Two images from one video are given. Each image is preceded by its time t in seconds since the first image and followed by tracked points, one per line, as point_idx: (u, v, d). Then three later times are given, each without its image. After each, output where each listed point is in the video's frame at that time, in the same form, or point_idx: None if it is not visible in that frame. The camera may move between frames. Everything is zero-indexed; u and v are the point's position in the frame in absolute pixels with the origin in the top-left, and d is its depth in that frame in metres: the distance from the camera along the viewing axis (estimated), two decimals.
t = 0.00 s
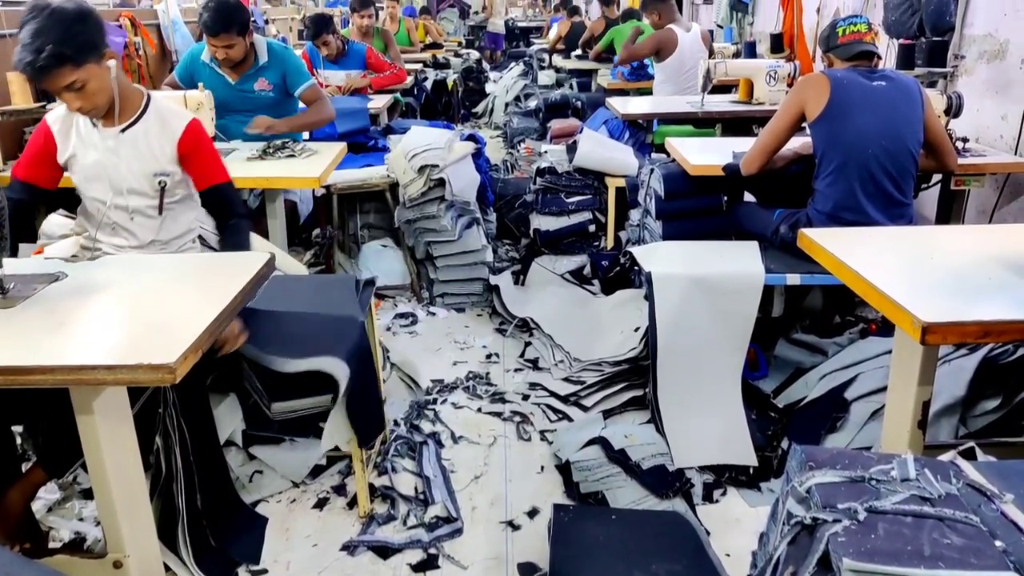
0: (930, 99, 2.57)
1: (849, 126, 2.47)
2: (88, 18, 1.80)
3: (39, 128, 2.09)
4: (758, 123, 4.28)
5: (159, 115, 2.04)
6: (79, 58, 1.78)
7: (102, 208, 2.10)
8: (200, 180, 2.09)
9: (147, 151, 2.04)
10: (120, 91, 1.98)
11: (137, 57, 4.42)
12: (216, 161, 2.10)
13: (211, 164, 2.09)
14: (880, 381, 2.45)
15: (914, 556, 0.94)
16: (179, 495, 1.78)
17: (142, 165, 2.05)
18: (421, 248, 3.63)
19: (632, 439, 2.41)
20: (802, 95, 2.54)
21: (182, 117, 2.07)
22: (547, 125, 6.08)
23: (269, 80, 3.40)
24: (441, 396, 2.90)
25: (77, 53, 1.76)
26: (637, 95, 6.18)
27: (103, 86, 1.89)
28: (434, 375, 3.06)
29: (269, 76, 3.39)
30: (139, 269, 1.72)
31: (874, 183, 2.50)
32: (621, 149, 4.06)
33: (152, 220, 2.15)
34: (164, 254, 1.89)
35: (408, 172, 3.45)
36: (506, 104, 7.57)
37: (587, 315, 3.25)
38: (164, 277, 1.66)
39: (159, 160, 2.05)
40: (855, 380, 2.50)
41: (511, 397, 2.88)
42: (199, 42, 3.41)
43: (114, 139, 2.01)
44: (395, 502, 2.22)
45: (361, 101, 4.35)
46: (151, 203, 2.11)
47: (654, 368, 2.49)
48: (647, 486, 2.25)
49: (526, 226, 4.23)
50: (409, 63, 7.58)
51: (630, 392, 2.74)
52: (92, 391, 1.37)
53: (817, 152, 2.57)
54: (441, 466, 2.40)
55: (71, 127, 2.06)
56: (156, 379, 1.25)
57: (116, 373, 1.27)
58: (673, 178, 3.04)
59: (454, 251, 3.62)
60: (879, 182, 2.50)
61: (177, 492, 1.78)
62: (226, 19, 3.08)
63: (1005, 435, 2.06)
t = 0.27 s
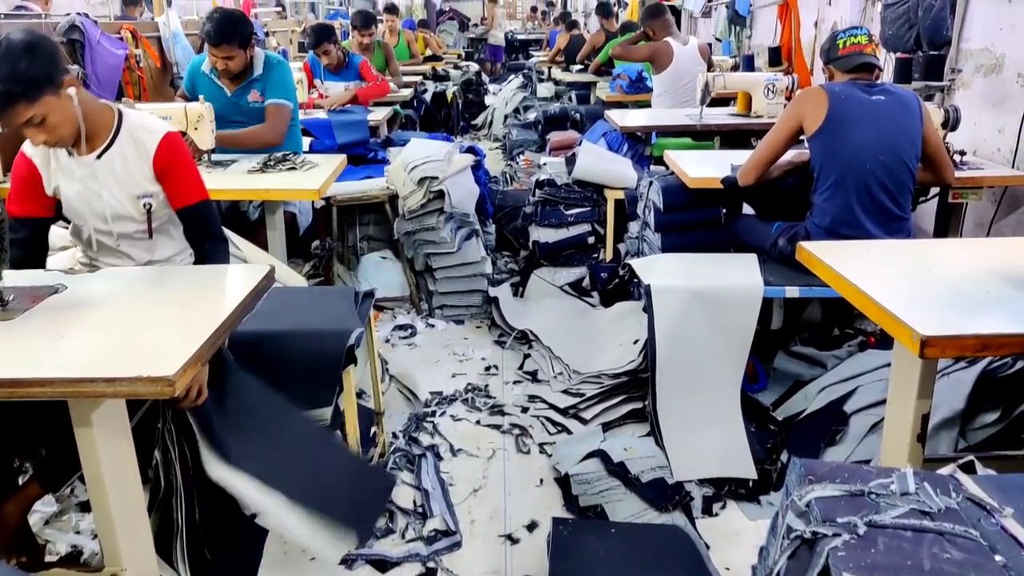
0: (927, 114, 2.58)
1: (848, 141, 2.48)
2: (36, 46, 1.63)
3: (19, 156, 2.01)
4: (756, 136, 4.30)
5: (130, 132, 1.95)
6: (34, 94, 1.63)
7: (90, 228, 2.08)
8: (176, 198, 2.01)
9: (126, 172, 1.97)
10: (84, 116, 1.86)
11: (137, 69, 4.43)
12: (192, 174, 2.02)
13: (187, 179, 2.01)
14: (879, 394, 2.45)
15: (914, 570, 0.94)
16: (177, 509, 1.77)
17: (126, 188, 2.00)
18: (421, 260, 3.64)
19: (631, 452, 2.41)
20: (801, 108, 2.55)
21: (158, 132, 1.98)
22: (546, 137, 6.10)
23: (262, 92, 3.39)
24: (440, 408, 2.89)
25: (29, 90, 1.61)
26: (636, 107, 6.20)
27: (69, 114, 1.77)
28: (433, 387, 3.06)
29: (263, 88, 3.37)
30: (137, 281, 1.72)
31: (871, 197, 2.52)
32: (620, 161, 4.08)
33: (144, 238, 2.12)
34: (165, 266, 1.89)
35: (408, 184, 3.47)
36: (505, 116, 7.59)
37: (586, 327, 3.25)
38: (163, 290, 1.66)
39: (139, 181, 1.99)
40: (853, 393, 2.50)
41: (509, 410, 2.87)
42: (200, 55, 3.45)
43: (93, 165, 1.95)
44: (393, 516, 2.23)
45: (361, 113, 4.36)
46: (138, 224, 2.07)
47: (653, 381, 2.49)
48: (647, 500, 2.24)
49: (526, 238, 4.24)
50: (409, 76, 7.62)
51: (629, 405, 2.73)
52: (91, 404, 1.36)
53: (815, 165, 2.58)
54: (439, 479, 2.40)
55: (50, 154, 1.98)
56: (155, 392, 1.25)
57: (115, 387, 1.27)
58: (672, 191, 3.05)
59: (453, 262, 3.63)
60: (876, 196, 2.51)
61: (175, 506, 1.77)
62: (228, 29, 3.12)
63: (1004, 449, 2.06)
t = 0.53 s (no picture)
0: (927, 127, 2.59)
1: (847, 154, 2.48)
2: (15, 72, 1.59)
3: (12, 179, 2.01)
4: (755, 147, 4.32)
5: (126, 150, 1.93)
6: (22, 121, 1.60)
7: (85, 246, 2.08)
8: (187, 210, 2.03)
9: (123, 190, 1.97)
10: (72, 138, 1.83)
11: (137, 79, 4.45)
12: (198, 184, 2.04)
13: (194, 192, 2.02)
14: (878, 405, 2.44)
15: None
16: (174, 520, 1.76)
17: (121, 206, 1.99)
18: (419, 270, 3.64)
19: (630, 463, 2.40)
20: (800, 121, 2.57)
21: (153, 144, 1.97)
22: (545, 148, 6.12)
23: (256, 101, 3.41)
24: (439, 418, 2.89)
25: (16, 117, 1.57)
26: (634, 118, 6.22)
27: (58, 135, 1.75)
28: (431, 397, 3.05)
29: (258, 99, 3.40)
30: (136, 291, 1.72)
31: (870, 209, 2.52)
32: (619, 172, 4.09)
33: (142, 254, 2.15)
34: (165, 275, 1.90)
35: (407, 195, 3.47)
36: (504, 126, 7.62)
37: (585, 338, 3.25)
38: (163, 300, 1.66)
39: (139, 199, 1.99)
40: (853, 404, 2.50)
41: (508, 420, 2.87)
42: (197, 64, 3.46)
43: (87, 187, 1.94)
44: (392, 526, 2.22)
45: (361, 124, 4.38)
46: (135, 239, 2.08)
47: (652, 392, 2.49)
48: (646, 511, 2.23)
49: (524, 248, 4.24)
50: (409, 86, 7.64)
51: (628, 415, 2.73)
52: (89, 415, 1.36)
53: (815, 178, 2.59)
54: (438, 490, 2.39)
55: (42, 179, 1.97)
56: (154, 403, 1.25)
57: (114, 397, 1.26)
58: (671, 202, 3.06)
59: (452, 272, 3.63)
60: (874, 209, 2.52)
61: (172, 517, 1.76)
62: (226, 38, 3.12)
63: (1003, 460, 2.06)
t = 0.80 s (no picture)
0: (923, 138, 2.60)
1: (844, 165, 2.50)
2: (33, 79, 1.59)
3: (12, 180, 2.01)
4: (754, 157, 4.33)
5: (130, 160, 1.94)
6: (39, 128, 1.62)
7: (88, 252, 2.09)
8: (182, 223, 2.02)
9: (125, 201, 1.98)
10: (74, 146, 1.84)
11: (138, 89, 4.46)
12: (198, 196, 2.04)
13: (192, 206, 2.02)
14: (879, 414, 2.44)
15: None
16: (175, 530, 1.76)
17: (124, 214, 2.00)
18: (419, 279, 3.64)
19: (631, 473, 2.40)
20: (796, 131, 2.59)
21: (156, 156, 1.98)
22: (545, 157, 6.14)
23: (263, 111, 3.43)
24: (439, 428, 2.88)
25: (33, 124, 1.59)
26: (634, 128, 6.24)
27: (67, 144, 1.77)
28: (431, 407, 3.05)
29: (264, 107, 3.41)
30: (136, 301, 1.72)
31: (869, 220, 2.53)
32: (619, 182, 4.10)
33: (142, 263, 2.15)
34: (166, 286, 1.90)
35: (407, 205, 3.48)
36: (504, 136, 7.64)
37: (585, 348, 3.25)
38: (163, 310, 1.66)
39: (140, 208, 2.00)
40: (853, 413, 2.50)
41: (508, 430, 2.87)
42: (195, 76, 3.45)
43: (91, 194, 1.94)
44: (392, 537, 2.22)
45: (361, 134, 4.39)
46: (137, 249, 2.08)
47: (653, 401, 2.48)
48: (647, 521, 2.23)
49: (524, 257, 4.24)
50: (409, 96, 7.67)
51: (628, 425, 2.73)
52: (90, 425, 1.36)
53: (813, 189, 2.60)
54: (438, 500, 2.39)
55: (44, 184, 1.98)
56: (155, 413, 1.25)
57: (115, 408, 1.26)
58: (670, 212, 3.06)
59: (451, 282, 3.63)
60: (873, 220, 2.52)
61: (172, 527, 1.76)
62: (226, 52, 3.13)
63: (1004, 470, 2.06)
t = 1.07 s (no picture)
0: (923, 143, 2.55)
1: (833, 178, 2.52)
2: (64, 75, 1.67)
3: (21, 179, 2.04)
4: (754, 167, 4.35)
5: (139, 162, 1.96)
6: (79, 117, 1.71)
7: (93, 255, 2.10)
8: (193, 225, 2.05)
9: (133, 203, 1.99)
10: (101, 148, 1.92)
11: (140, 99, 4.48)
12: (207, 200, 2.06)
13: (202, 209, 2.04)
14: (880, 425, 2.43)
15: None
16: (174, 540, 1.76)
17: (130, 216, 2.00)
18: (419, 289, 3.64)
19: (631, 484, 2.40)
20: (787, 143, 2.62)
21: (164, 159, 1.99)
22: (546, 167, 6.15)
23: (268, 121, 3.44)
24: (439, 438, 2.88)
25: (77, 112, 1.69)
26: (634, 138, 6.26)
27: (90, 140, 1.83)
28: (432, 418, 3.05)
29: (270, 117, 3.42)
30: (139, 311, 1.73)
31: (862, 231, 2.53)
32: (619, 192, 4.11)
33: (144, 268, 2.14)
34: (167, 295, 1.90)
35: (407, 215, 3.49)
36: (504, 146, 7.66)
37: (586, 358, 3.25)
38: (164, 320, 1.66)
39: (146, 211, 2.00)
40: (854, 424, 2.49)
41: (509, 440, 2.87)
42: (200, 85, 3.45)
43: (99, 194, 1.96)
44: (392, 547, 2.21)
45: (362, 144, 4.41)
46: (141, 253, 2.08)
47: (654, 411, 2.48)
48: (648, 532, 2.23)
49: (525, 267, 4.24)
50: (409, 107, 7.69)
51: (629, 435, 2.72)
52: (91, 434, 1.36)
53: (806, 202, 2.62)
54: (438, 511, 2.39)
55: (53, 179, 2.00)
56: (156, 423, 1.25)
57: (116, 418, 1.26)
58: (671, 222, 3.07)
59: (452, 292, 3.64)
60: (867, 231, 2.53)
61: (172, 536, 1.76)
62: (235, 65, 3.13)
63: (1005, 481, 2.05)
